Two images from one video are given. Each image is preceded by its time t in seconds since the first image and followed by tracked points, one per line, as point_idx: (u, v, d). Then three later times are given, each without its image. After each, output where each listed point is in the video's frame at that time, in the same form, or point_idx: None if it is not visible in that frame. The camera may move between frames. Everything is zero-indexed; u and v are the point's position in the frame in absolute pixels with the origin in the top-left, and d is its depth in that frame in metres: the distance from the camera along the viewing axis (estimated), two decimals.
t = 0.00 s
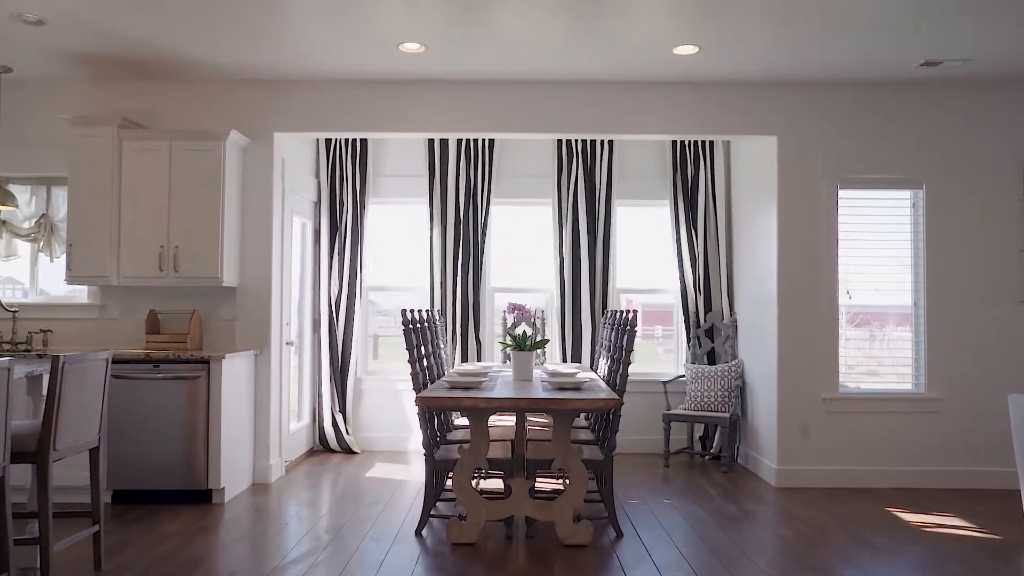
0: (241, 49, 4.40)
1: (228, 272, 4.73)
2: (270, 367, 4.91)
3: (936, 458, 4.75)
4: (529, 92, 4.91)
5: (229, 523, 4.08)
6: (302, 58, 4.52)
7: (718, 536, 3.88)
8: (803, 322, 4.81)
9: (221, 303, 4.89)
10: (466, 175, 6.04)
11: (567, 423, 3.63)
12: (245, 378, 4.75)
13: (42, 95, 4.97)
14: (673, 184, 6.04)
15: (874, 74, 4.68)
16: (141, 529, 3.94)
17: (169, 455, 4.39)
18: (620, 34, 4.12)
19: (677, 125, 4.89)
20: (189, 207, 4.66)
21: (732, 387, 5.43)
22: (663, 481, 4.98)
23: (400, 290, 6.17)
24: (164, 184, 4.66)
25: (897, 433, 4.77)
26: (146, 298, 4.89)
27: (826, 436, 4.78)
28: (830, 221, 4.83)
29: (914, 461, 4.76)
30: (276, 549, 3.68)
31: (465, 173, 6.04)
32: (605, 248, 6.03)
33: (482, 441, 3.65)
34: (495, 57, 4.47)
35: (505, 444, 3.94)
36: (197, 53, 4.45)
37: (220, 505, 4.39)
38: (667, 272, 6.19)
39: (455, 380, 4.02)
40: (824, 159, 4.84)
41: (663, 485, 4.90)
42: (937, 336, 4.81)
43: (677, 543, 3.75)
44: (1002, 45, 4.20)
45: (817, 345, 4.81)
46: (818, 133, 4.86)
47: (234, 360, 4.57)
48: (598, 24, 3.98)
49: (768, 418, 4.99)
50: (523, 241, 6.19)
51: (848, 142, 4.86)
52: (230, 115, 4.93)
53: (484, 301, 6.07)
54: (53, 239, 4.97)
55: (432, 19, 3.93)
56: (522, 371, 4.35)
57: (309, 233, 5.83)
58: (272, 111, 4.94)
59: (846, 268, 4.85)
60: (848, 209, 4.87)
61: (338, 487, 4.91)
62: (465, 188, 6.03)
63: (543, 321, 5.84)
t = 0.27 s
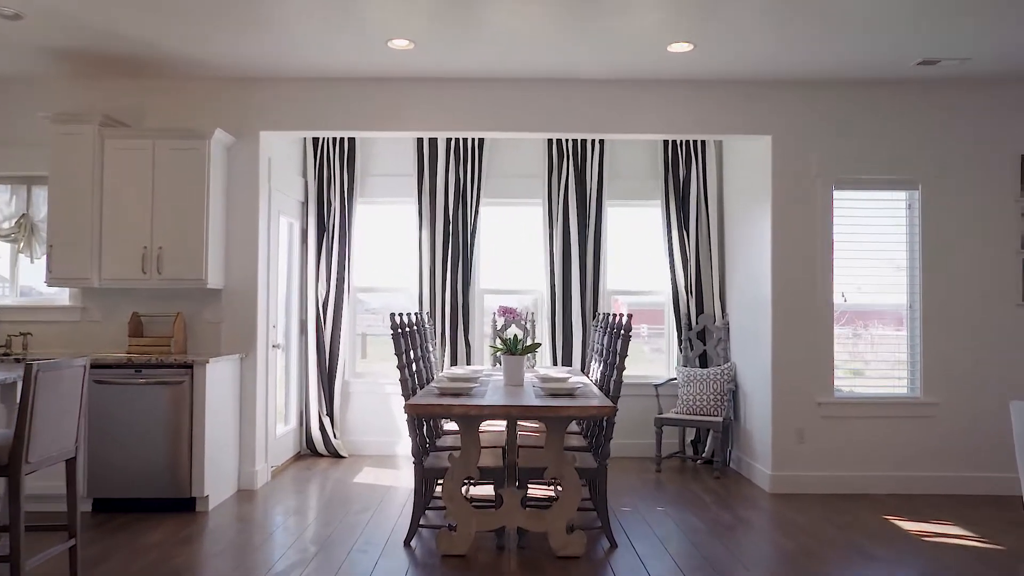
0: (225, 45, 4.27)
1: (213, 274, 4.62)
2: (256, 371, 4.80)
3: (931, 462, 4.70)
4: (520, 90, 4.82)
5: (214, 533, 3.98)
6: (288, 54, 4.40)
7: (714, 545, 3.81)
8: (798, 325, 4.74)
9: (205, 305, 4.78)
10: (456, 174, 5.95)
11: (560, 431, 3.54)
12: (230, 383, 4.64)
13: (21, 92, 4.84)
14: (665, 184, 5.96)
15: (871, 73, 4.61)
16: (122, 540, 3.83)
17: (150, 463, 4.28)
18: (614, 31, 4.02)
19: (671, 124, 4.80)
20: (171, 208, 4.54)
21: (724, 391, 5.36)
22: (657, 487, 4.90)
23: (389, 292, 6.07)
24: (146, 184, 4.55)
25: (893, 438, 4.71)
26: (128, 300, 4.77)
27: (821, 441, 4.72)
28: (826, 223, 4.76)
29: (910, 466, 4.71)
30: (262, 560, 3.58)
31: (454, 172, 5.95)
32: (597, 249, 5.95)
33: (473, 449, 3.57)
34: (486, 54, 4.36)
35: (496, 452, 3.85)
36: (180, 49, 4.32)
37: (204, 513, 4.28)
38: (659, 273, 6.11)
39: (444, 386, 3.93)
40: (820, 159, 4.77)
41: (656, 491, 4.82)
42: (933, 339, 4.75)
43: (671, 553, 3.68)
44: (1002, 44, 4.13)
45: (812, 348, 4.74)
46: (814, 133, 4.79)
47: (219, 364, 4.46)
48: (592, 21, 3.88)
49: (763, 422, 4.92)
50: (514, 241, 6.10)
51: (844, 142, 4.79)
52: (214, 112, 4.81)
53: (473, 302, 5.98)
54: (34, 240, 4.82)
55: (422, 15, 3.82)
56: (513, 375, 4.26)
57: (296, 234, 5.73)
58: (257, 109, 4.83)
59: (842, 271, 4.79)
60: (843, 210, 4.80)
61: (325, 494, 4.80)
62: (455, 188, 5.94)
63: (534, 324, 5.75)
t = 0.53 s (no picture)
0: (200, 40, 4.13)
1: (187, 276, 4.47)
2: (232, 376, 4.66)
3: (918, 467, 4.67)
4: (505, 89, 4.72)
5: (188, 545, 3.84)
6: (265, 49, 4.27)
7: (701, 555, 3.74)
8: (785, 330, 4.68)
9: (180, 308, 4.64)
10: (438, 174, 5.84)
11: (545, 442, 3.44)
12: (205, 389, 4.50)
13: None
14: (651, 185, 5.89)
15: (860, 73, 4.56)
16: (91, 554, 3.69)
17: (122, 472, 4.13)
18: (602, 29, 3.92)
19: (657, 125, 4.72)
20: (144, 208, 4.39)
21: (710, 396, 5.31)
22: (643, 494, 4.82)
23: (370, 293, 5.95)
24: (118, 183, 4.40)
25: (880, 443, 4.67)
26: (100, 303, 4.62)
27: (808, 447, 4.67)
28: (814, 226, 4.70)
29: (897, 472, 4.67)
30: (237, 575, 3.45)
31: (437, 172, 5.84)
32: (581, 250, 5.86)
33: (456, 460, 3.47)
34: (470, 51, 4.25)
35: (479, 462, 3.76)
36: (152, 43, 4.18)
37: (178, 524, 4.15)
38: (644, 275, 6.04)
39: (425, 393, 3.82)
40: (808, 161, 4.71)
41: (642, 498, 4.74)
42: (921, 343, 4.71)
43: (659, 563, 3.60)
44: (992, 44, 4.08)
45: (799, 352, 4.68)
46: (802, 135, 4.73)
47: (193, 370, 4.32)
48: (579, 18, 3.78)
49: (749, 428, 4.86)
50: (497, 242, 6.00)
51: (832, 144, 4.74)
52: (190, 110, 4.67)
53: (456, 304, 5.88)
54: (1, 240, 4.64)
55: (404, 9, 3.70)
56: (496, 381, 4.17)
57: (274, 234, 5.59)
58: (233, 105, 4.69)
59: (829, 274, 4.73)
60: (831, 213, 4.74)
61: (304, 502, 4.67)
62: (437, 188, 5.83)
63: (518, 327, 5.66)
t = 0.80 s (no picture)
0: (161, 32, 3.96)
1: (148, 279, 4.29)
2: (196, 382, 4.49)
3: (896, 472, 4.63)
4: (479, 87, 4.60)
5: (147, 561, 3.67)
6: (231, 42, 4.10)
7: (681, 565, 3.65)
8: (764, 334, 4.62)
9: (141, 312, 4.45)
10: (412, 174, 5.70)
11: (520, 453, 3.33)
12: (168, 396, 4.33)
13: None
14: (628, 186, 5.81)
15: (838, 74, 4.51)
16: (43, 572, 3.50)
17: (78, 484, 3.95)
18: (579, 25, 3.82)
19: (635, 124, 4.63)
20: (102, 209, 4.21)
21: (687, 401, 5.26)
22: (621, 502, 4.73)
23: (342, 296, 5.80)
24: (74, 182, 4.21)
25: (859, 448, 4.63)
26: (56, 307, 4.42)
27: (786, 452, 4.61)
28: (793, 229, 4.65)
29: (875, 476, 4.63)
30: None
31: (410, 172, 5.70)
32: (558, 252, 5.77)
33: (428, 471, 3.35)
34: (444, 47, 4.13)
35: (452, 473, 3.64)
36: (110, 35, 3.99)
37: (138, 538, 3.97)
38: (622, 277, 5.96)
39: (397, 401, 3.70)
40: (787, 163, 4.66)
41: (620, 505, 4.65)
42: (899, 347, 4.68)
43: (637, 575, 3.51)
44: (972, 45, 4.04)
45: (778, 356, 4.62)
46: (780, 137, 4.67)
47: (155, 377, 4.14)
48: (556, 13, 3.67)
49: (727, 433, 4.80)
50: (472, 244, 5.89)
51: (811, 146, 4.68)
52: (152, 106, 4.49)
53: (429, 308, 5.75)
54: None
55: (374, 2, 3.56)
56: (470, 388, 4.06)
57: (242, 235, 5.42)
58: (197, 101, 4.51)
59: (808, 278, 4.68)
60: (810, 215, 4.69)
61: (274, 513, 4.50)
62: (411, 188, 5.69)
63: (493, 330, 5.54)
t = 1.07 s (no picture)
0: (108, 22, 3.75)
1: (96, 282, 4.08)
2: (148, 389, 4.28)
3: (867, 477, 4.60)
4: (446, 84, 4.46)
5: None
6: (184, 34, 3.90)
7: None
8: (735, 338, 4.55)
9: (88, 317, 4.23)
10: (377, 173, 5.54)
11: (486, 464, 3.20)
12: (117, 405, 4.11)
13: None
14: (598, 187, 5.72)
15: (810, 75, 4.46)
16: None
17: (17, 500, 3.72)
18: (548, 22, 3.70)
19: (606, 124, 4.53)
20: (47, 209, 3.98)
21: (658, 405, 5.20)
22: (591, 509, 4.62)
23: (304, 299, 5.62)
24: (15, 180, 3.98)
25: (829, 453, 4.58)
26: None
27: (758, 458, 4.54)
28: (764, 231, 4.58)
29: (846, 482, 4.59)
30: None
31: (375, 171, 5.54)
32: (526, 255, 5.65)
33: (391, 483, 3.20)
34: (408, 42, 3.98)
35: (417, 485, 3.49)
36: (53, 24, 3.77)
37: (82, 557, 3.75)
38: (591, 280, 5.87)
39: (359, 410, 3.54)
40: (758, 164, 4.60)
41: (590, 514, 4.54)
42: (869, 350, 4.64)
43: None
44: (944, 48, 4.01)
45: (749, 361, 4.56)
46: (752, 138, 4.61)
47: (102, 385, 3.93)
48: (524, 9, 3.54)
49: (698, 439, 4.72)
50: (439, 246, 5.74)
51: (782, 147, 4.63)
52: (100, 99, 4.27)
53: (395, 311, 5.60)
54: None
55: None
56: (436, 395, 3.92)
57: (198, 236, 5.21)
58: (148, 95, 4.31)
59: (779, 282, 4.62)
60: (781, 217, 4.64)
61: (231, 525, 4.31)
62: (376, 188, 5.53)
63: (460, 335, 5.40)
